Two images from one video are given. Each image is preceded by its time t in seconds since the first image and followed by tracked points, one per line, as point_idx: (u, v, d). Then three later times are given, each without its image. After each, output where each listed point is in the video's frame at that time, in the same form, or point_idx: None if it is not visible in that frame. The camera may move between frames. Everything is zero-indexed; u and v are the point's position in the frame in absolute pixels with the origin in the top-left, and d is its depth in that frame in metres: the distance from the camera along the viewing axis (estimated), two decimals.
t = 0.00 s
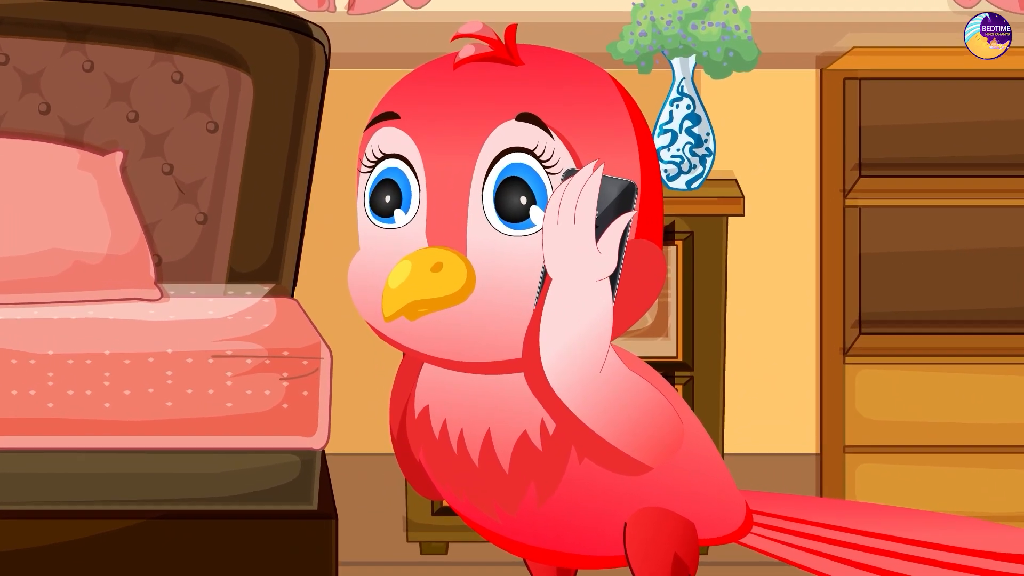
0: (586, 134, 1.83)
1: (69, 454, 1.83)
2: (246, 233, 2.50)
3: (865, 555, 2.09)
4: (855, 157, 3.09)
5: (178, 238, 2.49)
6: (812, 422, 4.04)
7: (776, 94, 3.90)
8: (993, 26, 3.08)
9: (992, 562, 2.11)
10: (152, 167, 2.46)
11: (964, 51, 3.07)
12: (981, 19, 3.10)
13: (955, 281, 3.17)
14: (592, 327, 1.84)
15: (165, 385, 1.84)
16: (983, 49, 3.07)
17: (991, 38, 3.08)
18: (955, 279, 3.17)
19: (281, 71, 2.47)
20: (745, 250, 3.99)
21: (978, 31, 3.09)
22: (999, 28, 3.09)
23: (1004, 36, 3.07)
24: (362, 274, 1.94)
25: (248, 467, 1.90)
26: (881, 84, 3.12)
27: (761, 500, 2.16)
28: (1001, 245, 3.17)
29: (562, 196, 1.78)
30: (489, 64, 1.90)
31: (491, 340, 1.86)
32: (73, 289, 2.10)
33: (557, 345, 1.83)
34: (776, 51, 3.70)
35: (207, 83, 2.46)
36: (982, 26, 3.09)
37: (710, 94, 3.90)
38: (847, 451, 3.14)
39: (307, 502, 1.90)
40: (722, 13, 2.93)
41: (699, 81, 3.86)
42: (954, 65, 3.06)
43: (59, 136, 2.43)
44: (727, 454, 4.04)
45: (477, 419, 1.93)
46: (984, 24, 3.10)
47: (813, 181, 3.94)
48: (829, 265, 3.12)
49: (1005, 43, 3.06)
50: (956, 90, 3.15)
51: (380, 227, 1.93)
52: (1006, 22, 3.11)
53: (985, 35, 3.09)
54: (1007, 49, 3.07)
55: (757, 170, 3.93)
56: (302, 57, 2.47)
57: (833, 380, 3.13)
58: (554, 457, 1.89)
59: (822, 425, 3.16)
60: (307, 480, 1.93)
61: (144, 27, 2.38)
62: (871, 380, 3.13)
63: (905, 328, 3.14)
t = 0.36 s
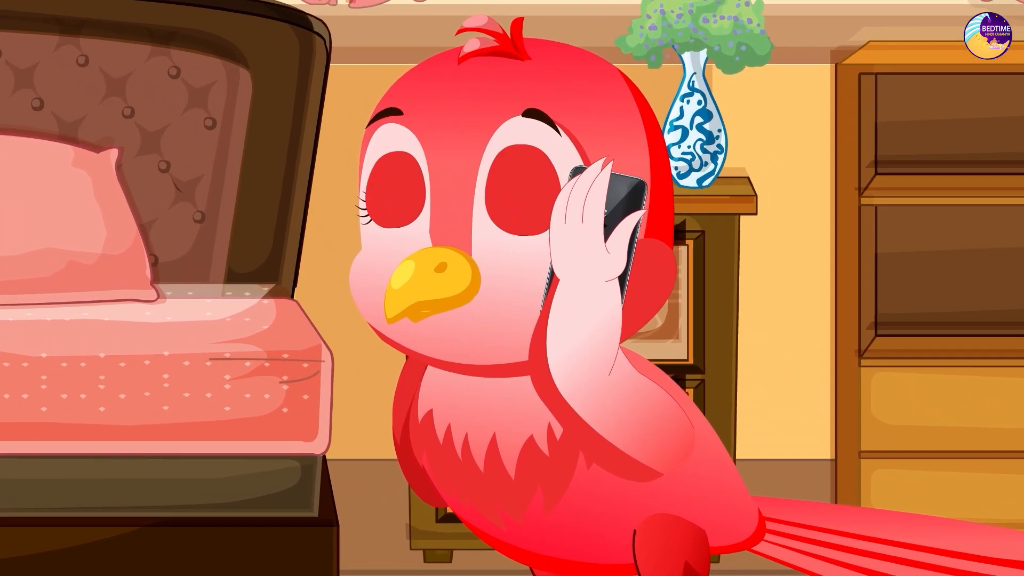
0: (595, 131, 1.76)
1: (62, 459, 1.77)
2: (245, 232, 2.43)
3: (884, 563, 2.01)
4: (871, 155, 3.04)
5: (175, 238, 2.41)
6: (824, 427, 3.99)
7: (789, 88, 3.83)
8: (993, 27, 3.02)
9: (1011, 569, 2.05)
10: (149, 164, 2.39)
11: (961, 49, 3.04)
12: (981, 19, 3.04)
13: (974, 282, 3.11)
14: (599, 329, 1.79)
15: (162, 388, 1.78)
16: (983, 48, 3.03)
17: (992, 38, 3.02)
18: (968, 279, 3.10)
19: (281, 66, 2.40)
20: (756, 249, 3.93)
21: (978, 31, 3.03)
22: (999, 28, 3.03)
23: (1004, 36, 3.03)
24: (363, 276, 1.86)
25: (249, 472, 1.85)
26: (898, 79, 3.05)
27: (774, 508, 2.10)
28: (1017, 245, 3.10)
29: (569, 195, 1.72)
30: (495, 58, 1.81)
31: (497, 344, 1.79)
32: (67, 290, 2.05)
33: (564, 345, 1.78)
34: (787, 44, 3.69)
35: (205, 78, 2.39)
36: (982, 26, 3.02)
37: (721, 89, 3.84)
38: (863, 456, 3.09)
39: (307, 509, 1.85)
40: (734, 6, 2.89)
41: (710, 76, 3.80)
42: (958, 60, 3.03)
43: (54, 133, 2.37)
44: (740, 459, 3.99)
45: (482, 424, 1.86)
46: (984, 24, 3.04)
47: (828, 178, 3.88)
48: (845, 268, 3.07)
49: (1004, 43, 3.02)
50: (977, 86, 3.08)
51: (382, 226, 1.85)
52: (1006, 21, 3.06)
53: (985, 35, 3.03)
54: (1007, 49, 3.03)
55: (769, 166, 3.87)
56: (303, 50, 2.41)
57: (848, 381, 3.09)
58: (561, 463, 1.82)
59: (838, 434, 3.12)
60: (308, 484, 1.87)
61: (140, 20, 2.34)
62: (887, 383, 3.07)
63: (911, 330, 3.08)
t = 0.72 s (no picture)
0: (585, 136, 1.76)
1: (63, 458, 1.77)
2: (245, 233, 2.44)
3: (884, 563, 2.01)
4: (871, 155, 3.04)
5: (175, 238, 2.41)
6: (825, 428, 3.99)
7: (789, 88, 3.84)
8: (992, 26, 3.03)
9: (1010, 569, 2.05)
10: (149, 164, 2.39)
11: (961, 48, 3.04)
12: (980, 19, 3.03)
13: (974, 282, 3.11)
14: (594, 334, 1.78)
15: (162, 388, 1.78)
16: (983, 48, 3.03)
17: (992, 38, 3.03)
18: (966, 279, 3.10)
19: (281, 66, 2.41)
20: (756, 249, 3.93)
21: (978, 31, 3.04)
22: (999, 28, 3.04)
23: (1004, 36, 3.03)
24: (358, 286, 1.86)
25: (249, 472, 1.85)
26: (897, 79, 3.05)
27: (773, 508, 2.10)
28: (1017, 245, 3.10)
29: (561, 199, 1.71)
30: (482, 66, 1.82)
31: (489, 350, 1.78)
32: (66, 290, 2.05)
33: (559, 350, 1.78)
34: (786, 44, 3.68)
35: (205, 78, 2.39)
36: (982, 26, 3.03)
37: (721, 89, 3.84)
38: (863, 455, 3.09)
39: (307, 509, 1.85)
40: (733, 6, 2.89)
41: (711, 76, 3.80)
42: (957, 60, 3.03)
43: (54, 133, 2.37)
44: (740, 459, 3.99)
45: (482, 424, 1.86)
46: (984, 24, 3.03)
47: (828, 178, 3.88)
48: (845, 269, 3.07)
49: (1005, 43, 3.03)
50: (977, 85, 3.08)
51: (374, 236, 1.86)
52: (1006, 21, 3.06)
53: (985, 34, 3.04)
54: (1007, 49, 3.03)
55: (770, 166, 3.87)
56: (302, 50, 2.41)
57: (848, 382, 3.09)
58: (561, 463, 1.82)
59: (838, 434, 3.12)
60: (307, 484, 1.87)
61: (140, 20, 2.33)
62: (887, 383, 3.07)
63: (911, 330, 3.08)
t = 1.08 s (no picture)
0: (595, 130, 1.75)
1: (61, 459, 1.77)
2: (244, 232, 2.44)
3: (883, 562, 2.01)
4: (871, 155, 3.03)
5: (175, 238, 2.41)
6: (825, 428, 3.99)
7: (789, 88, 3.84)
8: (993, 27, 3.02)
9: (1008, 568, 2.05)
10: (149, 164, 2.38)
11: (960, 47, 3.03)
12: (980, 19, 3.02)
13: (972, 283, 3.11)
14: (601, 330, 1.77)
15: (162, 388, 1.78)
16: (983, 48, 3.02)
17: (992, 39, 3.01)
18: (967, 279, 3.11)
19: (281, 66, 2.41)
20: (756, 249, 3.93)
21: (978, 31, 3.03)
22: (999, 28, 3.02)
23: (1005, 36, 3.02)
24: (365, 280, 1.85)
25: (250, 471, 1.85)
26: (897, 79, 3.05)
27: (773, 508, 2.10)
28: (1016, 244, 3.10)
29: (569, 194, 1.71)
30: (495, 58, 1.81)
31: (497, 343, 1.78)
32: (65, 289, 2.05)
33: (563, 346, 1.78)
34: (787, 44, 3.68)
35: (205, 78, 2.39)
36: (982, 26, 3.01)
37: (721, 89, 3.84)
38: (863, 455, 3.09)
39: (307, 509, 1.85)
40: (733, 6, 2.89)
41: (711, 76, 3.80)
42: (957, 60, 3.02)
43: (54, 133, 2.37)
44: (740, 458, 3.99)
45: (481, 424, 1.86)
46: (983, 24, 3.02)
47: (828, 178, 3.88)
48: (845, 269, 3.07)
49: (1005, 43, 3.01)
50: (976, 85, 3.08)
51: (382, 226, 1.85)
52: (1006, 22, 3.05)
53: (985, 35, 3.02)
54: (1008, 49, 3.02)
55: (769, 166, 3.87)
56: (303, 50, 2.42)
57: (848, 381, 3.10)
58: (561, 463, 1.82)
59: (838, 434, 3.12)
60: (308, 484, 1.87)
61: (140, 20, 2.33)
62: (887, 383, 3.07)
63: (909, 330, 3.08)
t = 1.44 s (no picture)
0: (595, 131, 1.75)
1: (63, 459, 1.78)
2: (245, 232, 2.45)
3: (883, 563, 2.01)
4: (871, 155, 3.03)
5: (175, 238, 2.41)
6: (825, 429, 3.99)
7: (789, 88, 3.84)
8: (993, 27, 3.01)
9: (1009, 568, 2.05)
10: (149, 164, 2.38)
11: (959, 47, 3.03)
12: (981, 19, 3.02)
13: (973, 283, 3.11)
14: (601, 330, 1.77)
15: (162, 388, 1.78)
16: (983, 48, 3.01)
17: (992, 39, 3.01)
18: (967, 279, 3.10)
19: (281, 67, 2.42)
20: (756, 249, 3.93)
21: (978, 31, 3.02)
22: (999, 28, 3.02)
23: (1004, 36, 3.01)
24: (365, 279, 1.85)
25: (250, 472, 1.86)
26: (897, 79, 3.05)
27: (774, 507, 2.10)
28: (1017, 244, 3.10)
29: (569, 195, 1.70)
30: (495, 58, 1.81)
31: (498, 343, 1.78)
32: (65, 290, 2.05)
33: (564, 347, 1.77)
34: (786, 44, 3.68)
35: (205, 78, 2.39)
36: (983, 26, 3.01)
37: (721, 89, 3.84)
38: (863, 455, 3.09)
39: (307, 509, 1.87)
40: (733, 6, 2.89)
41: (711, 76, 3.80)
42: (957, 59, 3.02)
43: (54, 133, 2.36)
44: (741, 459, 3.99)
45: (482, 424, 1.86)
46: (984, 24, 3.02)
47: (828, 178, 3.88)
48: (845, 266, 3.08)
49: (1006, 43, 3.01)
50: (977, 85, 3.08)
51: (382, 226, 1.85)
52: (1006, 21, 3.05)
53: (984, 35, 3.02)
54: (1008, 49, 3.01)
55: (770, 166, 3.87)
56: (303, 50, 2.43)
57: (848, 381, 3.10)
58: (561, 463, 1.82)
59: (838, 434, 3.12)
60: (309, 484, 1.89)
61: (140, 20, 2.32)
62: (888, 383, 3.07)
63: (908, 330, 3.07)
